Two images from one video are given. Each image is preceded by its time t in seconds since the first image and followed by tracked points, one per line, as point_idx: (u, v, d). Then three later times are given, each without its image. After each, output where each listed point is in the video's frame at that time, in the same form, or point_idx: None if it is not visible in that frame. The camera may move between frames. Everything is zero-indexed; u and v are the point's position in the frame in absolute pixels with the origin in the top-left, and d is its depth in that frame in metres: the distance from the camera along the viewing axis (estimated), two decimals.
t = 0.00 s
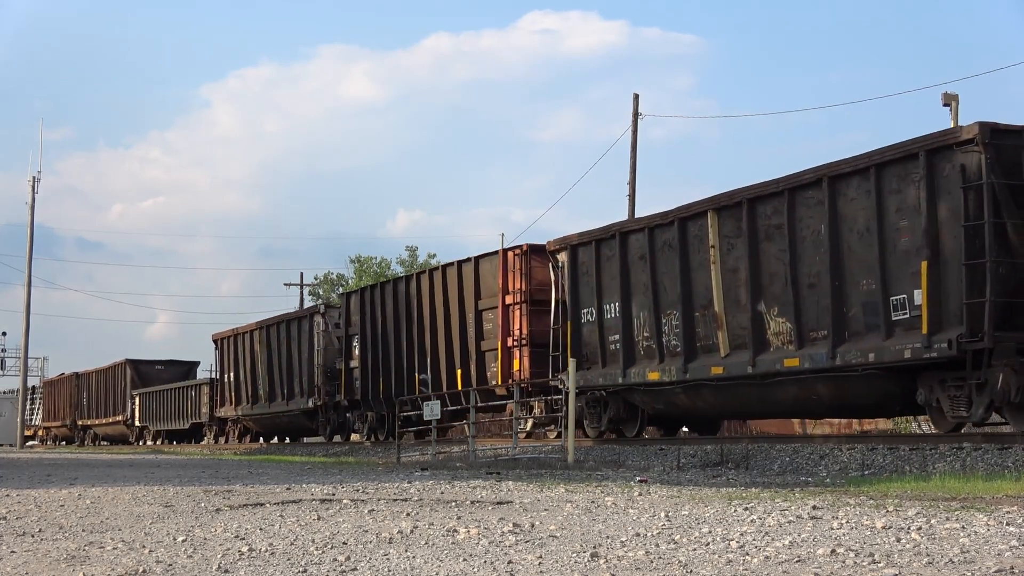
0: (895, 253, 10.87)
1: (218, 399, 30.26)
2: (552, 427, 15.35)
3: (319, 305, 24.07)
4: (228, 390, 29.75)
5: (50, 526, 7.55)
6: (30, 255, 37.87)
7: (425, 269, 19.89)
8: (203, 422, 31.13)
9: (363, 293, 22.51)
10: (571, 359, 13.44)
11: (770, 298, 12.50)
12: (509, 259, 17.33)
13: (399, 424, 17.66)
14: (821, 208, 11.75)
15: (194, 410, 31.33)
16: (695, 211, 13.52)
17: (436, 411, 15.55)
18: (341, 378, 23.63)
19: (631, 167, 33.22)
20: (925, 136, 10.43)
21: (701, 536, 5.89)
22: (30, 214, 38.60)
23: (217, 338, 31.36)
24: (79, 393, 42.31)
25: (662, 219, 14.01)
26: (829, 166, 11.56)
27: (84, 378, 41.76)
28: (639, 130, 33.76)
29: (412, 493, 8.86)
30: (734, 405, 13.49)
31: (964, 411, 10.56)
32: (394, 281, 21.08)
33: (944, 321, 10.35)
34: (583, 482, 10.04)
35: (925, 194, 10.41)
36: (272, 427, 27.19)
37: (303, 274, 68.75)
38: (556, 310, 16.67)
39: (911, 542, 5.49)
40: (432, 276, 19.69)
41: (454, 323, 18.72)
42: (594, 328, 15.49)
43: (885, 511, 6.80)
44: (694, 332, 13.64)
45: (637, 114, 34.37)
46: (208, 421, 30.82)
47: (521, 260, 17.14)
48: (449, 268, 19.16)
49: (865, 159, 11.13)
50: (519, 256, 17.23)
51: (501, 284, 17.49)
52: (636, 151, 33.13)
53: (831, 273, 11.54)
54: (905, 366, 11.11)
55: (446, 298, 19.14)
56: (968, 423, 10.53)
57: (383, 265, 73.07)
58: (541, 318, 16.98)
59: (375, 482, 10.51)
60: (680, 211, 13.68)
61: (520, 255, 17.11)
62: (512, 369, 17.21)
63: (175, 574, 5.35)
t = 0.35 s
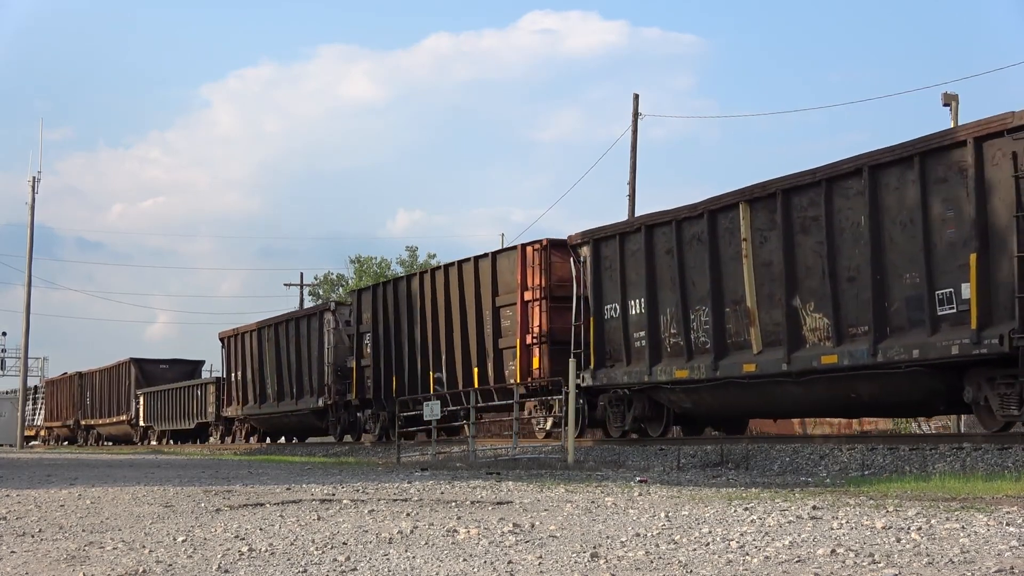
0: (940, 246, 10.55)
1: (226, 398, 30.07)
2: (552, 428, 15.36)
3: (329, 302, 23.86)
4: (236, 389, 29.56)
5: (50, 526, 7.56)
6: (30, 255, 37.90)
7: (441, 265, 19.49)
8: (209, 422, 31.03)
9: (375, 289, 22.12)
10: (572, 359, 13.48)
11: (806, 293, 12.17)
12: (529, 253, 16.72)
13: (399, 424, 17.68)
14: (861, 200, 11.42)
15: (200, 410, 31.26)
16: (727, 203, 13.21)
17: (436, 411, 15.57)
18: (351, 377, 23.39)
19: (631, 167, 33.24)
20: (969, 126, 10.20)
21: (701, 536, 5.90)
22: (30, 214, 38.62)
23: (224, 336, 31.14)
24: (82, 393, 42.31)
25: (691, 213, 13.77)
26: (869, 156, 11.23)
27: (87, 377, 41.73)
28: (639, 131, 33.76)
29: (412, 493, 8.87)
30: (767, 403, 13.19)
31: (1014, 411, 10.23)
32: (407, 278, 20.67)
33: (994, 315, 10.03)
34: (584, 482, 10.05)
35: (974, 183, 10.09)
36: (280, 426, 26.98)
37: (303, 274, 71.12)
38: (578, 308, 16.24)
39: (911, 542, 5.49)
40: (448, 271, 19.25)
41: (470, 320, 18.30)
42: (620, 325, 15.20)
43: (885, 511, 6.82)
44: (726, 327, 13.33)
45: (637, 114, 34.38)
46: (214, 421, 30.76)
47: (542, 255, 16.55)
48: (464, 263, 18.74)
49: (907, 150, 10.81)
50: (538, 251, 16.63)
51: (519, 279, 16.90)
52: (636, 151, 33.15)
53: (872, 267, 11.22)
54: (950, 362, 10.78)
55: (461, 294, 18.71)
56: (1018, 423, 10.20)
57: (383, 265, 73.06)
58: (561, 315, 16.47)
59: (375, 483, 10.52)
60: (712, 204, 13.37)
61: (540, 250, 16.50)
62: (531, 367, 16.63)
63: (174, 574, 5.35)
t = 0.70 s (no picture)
0: (991, 237, 9.76)
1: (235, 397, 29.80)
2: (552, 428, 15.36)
3: (340, 299, 23.54)
4: (243, 387, 29.32)
5: (50, 526, 7.56)
6: (30, 255, 37.89)
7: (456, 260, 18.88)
8: (216, 422, 30.93)
9: (388, 285, 21.56)
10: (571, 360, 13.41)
11: (845, 286, 11.36)
12: (548, 248, 16.14)
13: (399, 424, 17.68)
14: (904, 188, 10.62)
15: (206, 409, 31.23)
16: (760, 193, 12.43)
17: (436, 411, 15.56)
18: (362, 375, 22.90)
19: (631, 167, 33.25)
20: (993, 118, 9.67)
21: (701, 536, 5.90)
22: (31, 213, 38.61)
23: (230, 334, 30.88)
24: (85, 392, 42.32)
25: (721, 204, 13.01)
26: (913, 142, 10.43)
27: (90, 377, 41.72)
28: (639, 130, 33.75)
29: (412, 493, 8.87)
30: (805, 402, 12.38)
31: None
32: (422, 273, 20.08)
33: None
34: (583, 482, 10.04)
35: None
36: (290, 426, 26.70)
37: (303, 274, 69.33)
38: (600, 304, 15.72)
39: (911, 542, 5.49)
40: (465, 267, 18.64)
41: (488, 317, 17.68)
42: (645, 321, 14.47)
43: (885, 511, 6.82)
44: (757, 323, 12.54)
45: (637, 114, 34.39)
46: (222, 420, 30.69)
47: (562, 250, 15.96)
48: (481, 258, 18.11)
49: (954, 135, 10.04)
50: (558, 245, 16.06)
51: (537, 275, 16.31)
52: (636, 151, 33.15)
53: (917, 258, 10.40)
54: (1000, 359, 9.97)
55: (478, 290, 18.09)
56: None
57: (383, 266, 73.05)
58: (583, 311, 15.93)
59: (375, 483, 10.52)
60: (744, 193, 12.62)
61: (561, 244, 15.93)
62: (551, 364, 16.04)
63: (174, 574, 5.35)
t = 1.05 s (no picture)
0: None
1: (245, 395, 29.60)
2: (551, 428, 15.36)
3: (350, 296, 23.17)
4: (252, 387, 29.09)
5: (51, 526, 7.56)
6: (29, 256, 37.86)
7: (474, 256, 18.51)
8: (223, 421, 30.73)
9: (402, 282, 21.18)
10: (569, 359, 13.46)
11: (887, 279, 11.12)
12: (569, 243, 15.92)
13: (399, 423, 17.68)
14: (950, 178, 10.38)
15: (213, 408, 31.06)
16: (796, 184, 12.23)
17: (436, 411, 15.57)
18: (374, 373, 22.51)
19: (631, 167, 33.26)
20: (1006, 114, 9.80)
21: (701, 536, 5.90)
22: (31, 213, 38.60)
23: (239, 333, 30.65)
24: (88, 392, 42.29)
25: (755, 195, 12.81)
26: (961, 129, 10.19)
27: (93, 377, 41.71)
28: (639, 131, 33.74)
29: (413, 493, 8.87)
30: (839, 400, 12.17)
31: None
32: (438, 269, 19.68)
33: None
34: (584, 482, 10.04)
35: None
36: (302, 426, 26.44)
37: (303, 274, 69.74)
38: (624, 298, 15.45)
39: (912, 542, 5.50)
40: (483, 261, 18.25)
41: (507, 313, 17.31)
42: (673, 317, 14.26)
43: (885, 511, 6.82)
44: (793, 318, 12.35)
45: (637, 114, 34.41)
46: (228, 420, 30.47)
47: (583, 244, 15.74)
48: (500, 253, 17.73)
49: (1007, 121, 9.80)
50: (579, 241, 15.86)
51: (558, 271, 16.06)
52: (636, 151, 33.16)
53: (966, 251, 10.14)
54: None
55: (496, 286, 17.72)
56: None
57: (383, 266, 73.00)
58: (606, 306, 15.66)
59: (375, 483, 10.52)
60: (779, 184, 12.40)
61: (582, 239, 15.71)
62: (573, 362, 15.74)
63: (175, 574, 5.35)
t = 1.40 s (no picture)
0: None
1: (253, 394, 29.39)
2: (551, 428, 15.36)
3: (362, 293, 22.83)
4: (260, 385, 28.88)
5: (50, 526, 7.55)
6: (30, 256, 37.85)
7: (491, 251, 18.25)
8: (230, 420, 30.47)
9: (415, 278, 20.92)
10: (570, 360, 13.44)
11: (933, 272, 10.59)
12: (592, 237, 15.76)
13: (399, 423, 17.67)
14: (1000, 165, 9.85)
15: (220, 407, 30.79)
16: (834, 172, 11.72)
17: (436, 411, 15.56)
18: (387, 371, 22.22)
19: (631, 167, 33.27)
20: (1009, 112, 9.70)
21: (701, 536, 5.90)
22: (31, 213, 38.59)
23: (246, 331, 30.41)
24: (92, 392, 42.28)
25: (791, 185, 12.31)
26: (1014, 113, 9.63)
27: (97, 376, 41.71)
28: (639, 131, 33.73)
29: (412, 493, 8.86)
30: (882, 397, 11.69)
31: None
32: (453, 264, 19.42)
33: None
34: (583, 482, 10.03)
35: None
36: (312, 426, 26.22)
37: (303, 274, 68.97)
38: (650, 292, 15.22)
39: (911, 542, 5.49)
40: (500, 257, 17.97)
41: (527, 309, 17.07)
42: (703, 312, 13.78)
43: (885, 511, 6.81)
44: (831, 313, 11.84)
45: (637, 114, 34.41)
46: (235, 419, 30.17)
47: (606, 238, 15.53)
48: (518, 249, 17.47)
49: None
50: (602, 234, 15.63)
51: (581, 266, 15.92)
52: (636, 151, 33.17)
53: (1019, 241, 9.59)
54: None
55: (515, 282, 17.46)
56: None
57: (383, 266, 72.98)
58: (631, 300, 15.46)
59: (375, 482, 10.51)
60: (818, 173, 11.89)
61: (604, 233, 15.52)
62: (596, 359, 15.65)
63: (174, 574, 5.35)
